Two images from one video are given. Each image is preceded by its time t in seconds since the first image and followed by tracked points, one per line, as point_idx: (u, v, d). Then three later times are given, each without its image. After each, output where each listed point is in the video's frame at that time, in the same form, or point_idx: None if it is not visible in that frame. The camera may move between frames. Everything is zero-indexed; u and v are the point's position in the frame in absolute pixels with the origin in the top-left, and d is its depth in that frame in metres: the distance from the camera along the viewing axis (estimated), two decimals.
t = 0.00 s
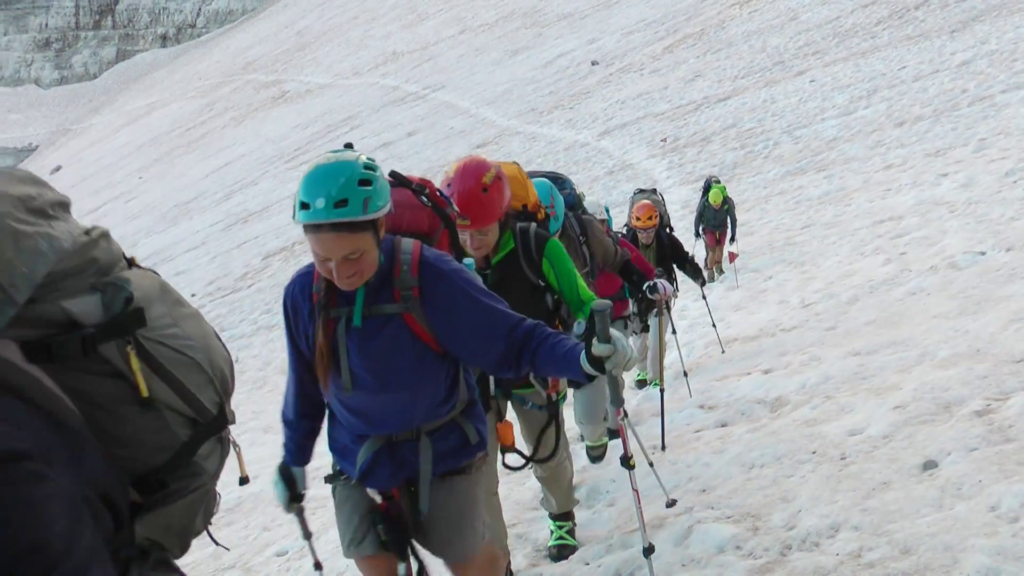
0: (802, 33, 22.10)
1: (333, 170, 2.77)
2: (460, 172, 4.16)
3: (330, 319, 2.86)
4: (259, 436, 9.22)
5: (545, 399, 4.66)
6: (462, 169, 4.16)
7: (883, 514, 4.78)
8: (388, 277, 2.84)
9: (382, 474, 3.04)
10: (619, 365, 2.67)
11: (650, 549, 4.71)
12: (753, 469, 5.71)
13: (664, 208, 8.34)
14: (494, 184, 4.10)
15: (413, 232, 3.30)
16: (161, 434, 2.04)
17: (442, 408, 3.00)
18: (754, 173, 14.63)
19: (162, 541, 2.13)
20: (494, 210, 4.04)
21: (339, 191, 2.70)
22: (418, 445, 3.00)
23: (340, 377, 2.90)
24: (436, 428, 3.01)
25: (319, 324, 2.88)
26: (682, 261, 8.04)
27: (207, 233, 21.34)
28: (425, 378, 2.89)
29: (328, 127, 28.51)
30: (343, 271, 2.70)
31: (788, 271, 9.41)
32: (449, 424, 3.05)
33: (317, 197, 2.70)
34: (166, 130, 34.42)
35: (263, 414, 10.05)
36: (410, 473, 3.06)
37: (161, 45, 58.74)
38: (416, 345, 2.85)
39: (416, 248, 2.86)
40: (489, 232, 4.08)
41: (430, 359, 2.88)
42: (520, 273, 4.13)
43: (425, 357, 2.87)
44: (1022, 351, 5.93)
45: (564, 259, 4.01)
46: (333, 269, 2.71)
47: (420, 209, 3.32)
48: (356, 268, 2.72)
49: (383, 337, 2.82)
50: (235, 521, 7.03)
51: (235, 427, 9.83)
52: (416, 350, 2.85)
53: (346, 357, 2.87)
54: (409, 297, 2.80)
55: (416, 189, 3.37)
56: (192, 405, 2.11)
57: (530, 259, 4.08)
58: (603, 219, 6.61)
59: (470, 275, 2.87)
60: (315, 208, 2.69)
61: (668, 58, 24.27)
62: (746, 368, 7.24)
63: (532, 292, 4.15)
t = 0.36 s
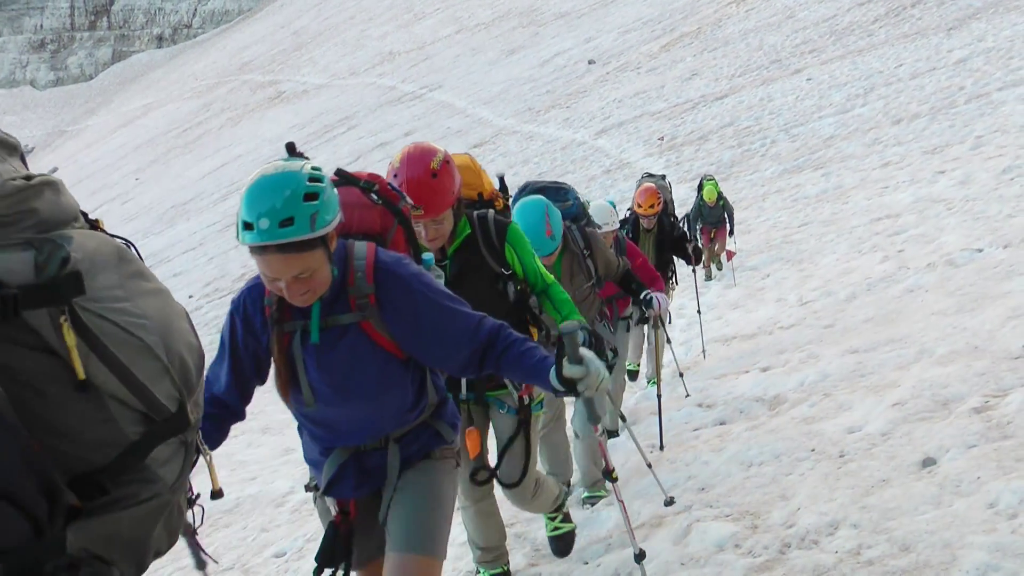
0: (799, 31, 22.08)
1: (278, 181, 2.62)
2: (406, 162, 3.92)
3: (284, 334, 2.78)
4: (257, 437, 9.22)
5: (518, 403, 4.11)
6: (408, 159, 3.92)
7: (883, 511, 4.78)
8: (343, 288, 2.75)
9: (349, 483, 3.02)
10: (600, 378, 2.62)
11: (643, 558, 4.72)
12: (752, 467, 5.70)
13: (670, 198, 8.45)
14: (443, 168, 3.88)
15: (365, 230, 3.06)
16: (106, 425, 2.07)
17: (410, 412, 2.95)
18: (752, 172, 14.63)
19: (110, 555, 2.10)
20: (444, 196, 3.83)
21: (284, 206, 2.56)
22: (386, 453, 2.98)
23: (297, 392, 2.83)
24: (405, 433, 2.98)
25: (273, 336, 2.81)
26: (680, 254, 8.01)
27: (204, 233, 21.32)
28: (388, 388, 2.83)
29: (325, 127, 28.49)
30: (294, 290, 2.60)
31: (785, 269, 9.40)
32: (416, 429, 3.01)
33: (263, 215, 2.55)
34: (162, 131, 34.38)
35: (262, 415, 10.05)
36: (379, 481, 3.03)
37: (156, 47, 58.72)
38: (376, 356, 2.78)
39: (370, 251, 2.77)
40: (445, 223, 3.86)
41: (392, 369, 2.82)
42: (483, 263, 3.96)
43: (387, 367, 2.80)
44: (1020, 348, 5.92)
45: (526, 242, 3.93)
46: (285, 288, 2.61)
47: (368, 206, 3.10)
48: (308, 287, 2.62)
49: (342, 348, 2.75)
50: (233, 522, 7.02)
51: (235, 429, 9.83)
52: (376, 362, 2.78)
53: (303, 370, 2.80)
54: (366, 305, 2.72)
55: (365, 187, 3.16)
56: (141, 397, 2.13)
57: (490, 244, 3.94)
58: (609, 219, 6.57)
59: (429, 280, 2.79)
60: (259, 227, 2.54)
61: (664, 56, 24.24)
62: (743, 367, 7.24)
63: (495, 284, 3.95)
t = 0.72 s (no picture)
0: (796, 31, 22.09)
1: (248, 186, 2.44)
2: (396, 179, 3.89)
3: (242, 369, 2.52)
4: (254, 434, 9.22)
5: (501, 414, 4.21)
6: (397, 176, 3.90)
7: (879, 510, 4.78)
8: (308, 321, 2.49)
9: (320, 530, 2.79)
10: (510, 504, 2.28)
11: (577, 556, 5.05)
12: (748, 466, 5.70)
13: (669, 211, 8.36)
14: (434, 187, 3.85)
15: (335, 259, 2.95)
16: (20, 499, 1.47)
17: (385, 455, 2.65)
18: (749, 171, 14.65)
19: None
20: (436, 217, 3.77)
21: (256, 206, 2.37)
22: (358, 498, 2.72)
23: (258, 432, 2.57)
24: (381, 476, 2.70)
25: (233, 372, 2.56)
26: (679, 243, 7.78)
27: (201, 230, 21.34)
28: (354, 436, 2.54)
29: (323, 125, 28.51)
30: (256, 301, 2.34)
31: (782, 269, 9.40)
32: (393, 473, 2.73)
33: (229, 211, 2.37)
34: (160, 128, 34.38)
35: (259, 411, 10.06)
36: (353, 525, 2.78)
37: (153, 46, 58.71)
38: (339, 401, 2.49)
39: (340, 288, 2.49)
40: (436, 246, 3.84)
41: (359, 416, 2.52)
42: (470, 280, 3.98)
43: (351, 414, 2.51)
44: (1016, 348, 5.92)
45: (516, 252, 4.02)
46: (245, 301, 2.35)
47: (342, 235, 3.00)
48: (271, 301, 2.36)
49: (302, 394, 2.48)
50: (230, 519, 7.03)
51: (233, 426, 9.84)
52: (339, 407, 2.49)
53: (264, 410, 2.54)
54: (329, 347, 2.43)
55: (336, 213, 3.04)
56: (60, 474, 1.50)
57: (478, 259, 3.97)
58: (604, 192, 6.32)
59: (402, 322, 2.49)
60: (224, 222, 2.35)
61: (662, 56, 24.24)
62: (740, 366, 7.23)
63: (485, 298, 4.01)
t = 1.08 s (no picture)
0: (796, 31, 22.06)
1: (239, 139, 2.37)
2: (398, 147, 3.89)
3: (221, 354, 2.38)
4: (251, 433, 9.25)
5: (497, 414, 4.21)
6: (400, 144, 3.89)
7: (874, 511, 4.79)
8: (296, 301, 2.35)
9: (295, 538, 2.58)
10: (414, 466, 1.88)
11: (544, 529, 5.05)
12: (744, 466, 5.71)
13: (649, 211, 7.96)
14: (436, 166, 3.84)
15: (327, 237, 2.75)
16: None
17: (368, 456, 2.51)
18: (747, 171, 14.64)
19: None
20: (436, 193, 3.75)
21: (246, 157, 2.30)
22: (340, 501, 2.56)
23: (237, 428, 2.43)
24: (363, 479, 2.56)
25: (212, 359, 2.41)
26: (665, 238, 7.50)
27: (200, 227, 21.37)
28: (341, 431, 2.40)
29: (322, 123, 28.52)
30: (239, 262, 2.25)
31: (780, 269, 9.42)
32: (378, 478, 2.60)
33: (214, 158, 2.30)
34: (160, 125, 34.39)
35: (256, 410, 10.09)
36: (334, 538, 2.60)
37: (152, 43, 58.66)
38: (324, 390, 2.35)
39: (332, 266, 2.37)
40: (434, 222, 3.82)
41: (347, 411, 2.40)
42: (469, 262, 3.94)
43: (337, 405, 2.38)
44: (1013, 350, 5.93)
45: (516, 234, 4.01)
46: (227, 261, 2.26)
47: (336, 210, 2.79)
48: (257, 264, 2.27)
49: (285, 380, 2.33)
50: (229, 516, 7.05)
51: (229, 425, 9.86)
52: (325, 399, 2.36)
53: (242, 399, 2.39)
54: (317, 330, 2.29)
55: (331, 185, 2.83)
56: None
57: (479, 240, 3.93)
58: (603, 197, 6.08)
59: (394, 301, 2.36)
60: (210, 170, 2.29)
61: (661, 55, 24.22)
62: (737, 366, 7.25)
63: (482, 283, 3.99)
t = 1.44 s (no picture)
0: (796, 31, 22.07)
1: (173, 166, 1.92)
2: (378, 151, 3.65)
3: (178, 374, 2.03)
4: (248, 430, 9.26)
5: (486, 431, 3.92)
6: (380, 149, 3.65)
7: (872, 512, 4.78)
8: (261, 322, 2.00)
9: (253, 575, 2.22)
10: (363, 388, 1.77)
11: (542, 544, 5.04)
12: (742, 466, 5.71)
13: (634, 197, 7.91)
14: (418, 170, 3.58)
15: (305, 251, 2.47)
16: None
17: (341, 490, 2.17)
18: (746, 171, 14.66)
19: None
20: (417, 199, 3.52)
21: (178, 199, 1.86)
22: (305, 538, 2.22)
23: (191, 455, 2.08)
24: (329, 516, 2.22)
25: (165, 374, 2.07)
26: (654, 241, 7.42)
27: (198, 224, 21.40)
28: (307, 465, 2.06)
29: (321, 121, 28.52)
30: (179, 315, 1.86)
31: (779, 269, 9.43)
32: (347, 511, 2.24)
33: (145, 204, 1.87)
34: (159, 122, 34.41)
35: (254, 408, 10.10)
36: None
37: (152, 40, 58.69)
38: (290, 422, 2.00)
39: (302, 283, 2.02)
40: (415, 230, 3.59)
41: (315, 444, 2.05)
42: (452, 275, 3.70)
43: (303, 436, 2.03)
44: (1012, 351, 5.93)
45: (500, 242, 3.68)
46: (165, 312, 1.86)
47: (315, 226, 2.51)
48: (201, 313, 1.88)
49: (245, 409, 1.99)
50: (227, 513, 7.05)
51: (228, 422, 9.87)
52: (290, 429, 2.01)
53: (198, 425, 2.04)
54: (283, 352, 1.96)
55: (313, 196, 2.61)
56: None
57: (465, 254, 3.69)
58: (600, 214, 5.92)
59: (367, 324, 2.03)
60: (138, 221, 1.86)
61: (661, 55, 24.23)
62: (736, 366, 7.25)
63: (465, 296, 3.75)
